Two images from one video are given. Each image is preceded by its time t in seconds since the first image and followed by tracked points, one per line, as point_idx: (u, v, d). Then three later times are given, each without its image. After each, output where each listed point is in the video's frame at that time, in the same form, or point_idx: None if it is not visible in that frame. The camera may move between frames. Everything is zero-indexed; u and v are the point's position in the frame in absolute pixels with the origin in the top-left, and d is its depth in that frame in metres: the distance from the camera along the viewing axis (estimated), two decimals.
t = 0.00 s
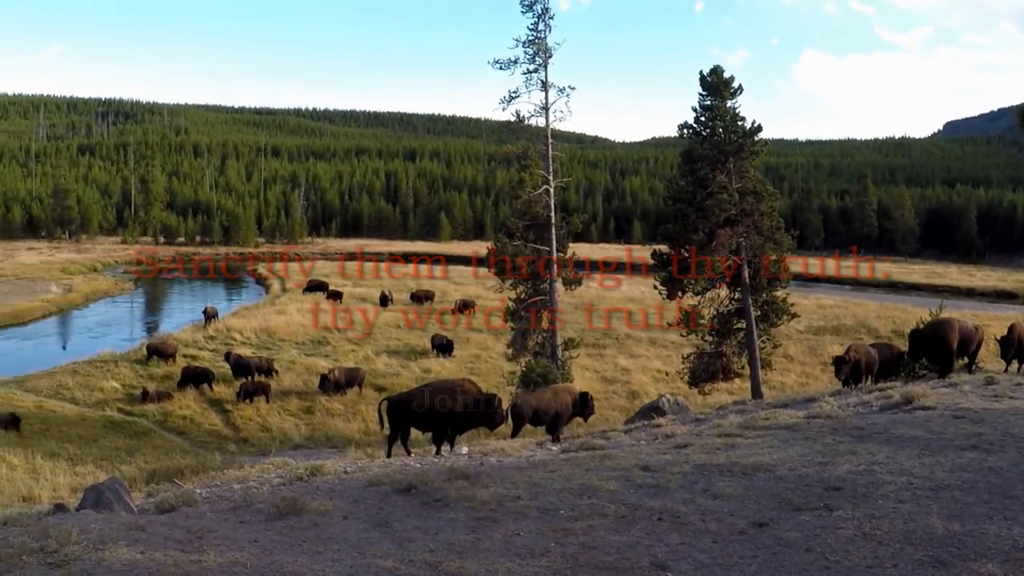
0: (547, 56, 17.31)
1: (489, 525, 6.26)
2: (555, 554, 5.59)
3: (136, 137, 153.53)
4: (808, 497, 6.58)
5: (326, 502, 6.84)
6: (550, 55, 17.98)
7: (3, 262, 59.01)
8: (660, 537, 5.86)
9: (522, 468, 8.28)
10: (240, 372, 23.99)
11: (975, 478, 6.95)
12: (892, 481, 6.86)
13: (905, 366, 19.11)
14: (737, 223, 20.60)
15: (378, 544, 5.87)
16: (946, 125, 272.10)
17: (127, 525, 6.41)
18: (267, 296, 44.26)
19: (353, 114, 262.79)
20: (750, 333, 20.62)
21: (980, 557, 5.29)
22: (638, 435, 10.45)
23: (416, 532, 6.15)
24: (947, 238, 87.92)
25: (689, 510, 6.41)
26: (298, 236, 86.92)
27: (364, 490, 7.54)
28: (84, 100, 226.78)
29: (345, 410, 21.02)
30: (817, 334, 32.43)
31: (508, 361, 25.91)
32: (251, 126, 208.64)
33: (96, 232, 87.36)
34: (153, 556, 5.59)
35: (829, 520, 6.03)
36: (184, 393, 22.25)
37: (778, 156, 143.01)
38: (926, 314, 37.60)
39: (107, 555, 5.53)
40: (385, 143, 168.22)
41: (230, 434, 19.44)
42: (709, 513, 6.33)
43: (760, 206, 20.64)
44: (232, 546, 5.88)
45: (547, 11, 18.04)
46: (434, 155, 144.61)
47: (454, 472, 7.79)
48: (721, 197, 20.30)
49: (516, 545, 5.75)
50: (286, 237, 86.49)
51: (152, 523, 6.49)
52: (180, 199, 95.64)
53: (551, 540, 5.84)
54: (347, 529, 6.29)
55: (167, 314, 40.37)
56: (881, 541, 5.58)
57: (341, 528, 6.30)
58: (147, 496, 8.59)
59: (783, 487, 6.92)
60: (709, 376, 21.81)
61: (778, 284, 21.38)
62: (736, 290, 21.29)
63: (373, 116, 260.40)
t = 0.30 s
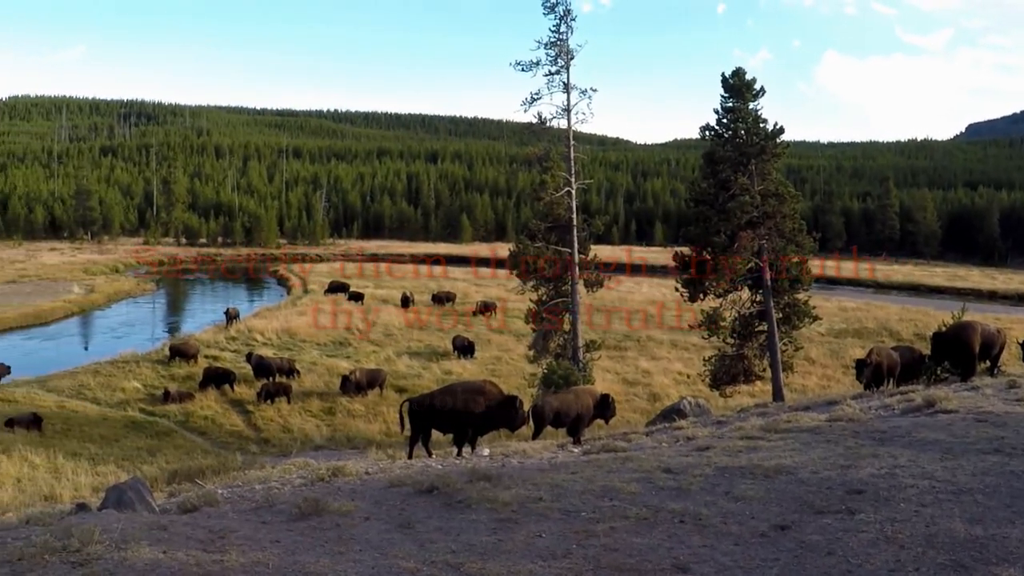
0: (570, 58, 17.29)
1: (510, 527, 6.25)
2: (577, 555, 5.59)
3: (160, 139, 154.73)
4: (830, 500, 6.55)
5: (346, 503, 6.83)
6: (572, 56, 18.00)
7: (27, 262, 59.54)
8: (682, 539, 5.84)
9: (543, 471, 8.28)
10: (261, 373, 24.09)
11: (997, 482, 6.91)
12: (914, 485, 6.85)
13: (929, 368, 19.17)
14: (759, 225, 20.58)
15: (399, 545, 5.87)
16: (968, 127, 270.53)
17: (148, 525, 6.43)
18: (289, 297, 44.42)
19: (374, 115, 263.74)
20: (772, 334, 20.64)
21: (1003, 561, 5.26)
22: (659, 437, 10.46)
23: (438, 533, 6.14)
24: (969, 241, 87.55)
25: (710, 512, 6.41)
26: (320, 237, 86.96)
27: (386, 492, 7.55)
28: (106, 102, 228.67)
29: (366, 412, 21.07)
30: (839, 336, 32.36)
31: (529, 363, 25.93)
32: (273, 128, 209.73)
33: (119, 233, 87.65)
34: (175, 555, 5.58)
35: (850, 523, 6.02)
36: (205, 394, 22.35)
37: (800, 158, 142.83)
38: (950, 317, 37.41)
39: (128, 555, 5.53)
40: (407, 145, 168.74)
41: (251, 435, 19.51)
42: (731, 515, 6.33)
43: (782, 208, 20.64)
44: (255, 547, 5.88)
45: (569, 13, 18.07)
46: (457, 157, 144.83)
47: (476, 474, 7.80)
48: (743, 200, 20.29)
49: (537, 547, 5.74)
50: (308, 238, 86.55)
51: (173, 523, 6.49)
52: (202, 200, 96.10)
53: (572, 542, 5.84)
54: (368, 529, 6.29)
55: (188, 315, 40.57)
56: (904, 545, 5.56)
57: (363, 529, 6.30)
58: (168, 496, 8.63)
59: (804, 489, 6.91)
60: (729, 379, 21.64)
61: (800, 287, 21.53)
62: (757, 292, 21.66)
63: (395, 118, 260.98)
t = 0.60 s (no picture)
0: (592, 59, 17.36)
1: (532, 528, 6.26)
2: (598, 557, 5.60)
3: (183, 139, 155.56)
4: (852, 503, 6.55)
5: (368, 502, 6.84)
6: (594, 57, 18.13)
7: (49, 262, 59.94)
8: (703, 541, 5.86)
9: (566, 472, 8.26)
10: (284, 373, 24.16)
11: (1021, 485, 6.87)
12: (936, 489, 6.82)
13: (953, 371, 19.19)
14: (781, 227, 20.61)
15: (422, 545, 5.87)
16: (990, 130, 269.33)
17: (170, 523, 6.44)
18: (310, 297, 44.56)
19: (394, 117, 264.61)
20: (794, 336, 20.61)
21: None
22: (681, 439, 10.44)
23: (460, 534, 6.14)
24: (991, 244, 87.10)
25: (732, 514, 6.42)
26: (342, 238, 87.03)
27: (409, 492, 7.56)
28: (128, 103, 230.47)
29: (387, 412, 21.09)
30: (861, 339, 32.29)
31: (551, 364, 25.94)
32: (295, 128, 210.70)
33: (141, 233, 87.92)
34: (198, 554, 5.59)
35: (874, 527, 6.01)
36: (226, 393, 22.48)
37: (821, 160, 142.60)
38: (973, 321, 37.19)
39: (151, 553, 5.55)
40: (428, 146, 169.13)
41: (273, 435, 19.49)
42: (753, 517, 6.34)
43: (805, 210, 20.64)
44: (277, 546, 5.89)
45: (591, 14, 18.20)
46: (478, 158, 145.04)
47: (498, 475, 7.81)
48: (765, 202, 20.33)
49: (560, 548, 5.74)
50: (330, 238, 86.63)
51: (195, 522, 6.51)
52: (224, 200, 96.44)
53: (595, 543, 5.84)
54: (390, 530, 6.29)
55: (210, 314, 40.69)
56: (926, 549, 5.56)
57: (385, 529, 6.30)
58: (190, 495, 8.67)
59: (826, 492, 6.91)
60: (751, 381, 21.65)
61: (822, 289, 21.31)
62: (779, 295, 21.66)
63: (415, 119, 261.56)
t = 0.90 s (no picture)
0: (616, 59, 17.35)
1: (558, 527, 6.27)
2: (624, 557, 5.61)
3: (208, 138, 156.73)
4: (878, 506, 6.53)
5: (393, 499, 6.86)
6: (619, 57, 18.17)
7: (75, 260, 60.50)
8: (728, 543, 5.87)
9: (590, 471, 8.27)
10: (308, 371, 24.29)
11: None
12: (962, 491, 6.79)
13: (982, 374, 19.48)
14: (807, 227, 20.57)
15: (447, 544, 5.88)
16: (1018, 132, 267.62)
17: (196, 520, 6.49)
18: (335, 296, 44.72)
19: (418, 116, 265.21)
20: (819, 338, 20.58)
21: None
22: (706, 440, 10.46)
23: (485, 533, 6.15)
24: (1017, 246, 86.35)
25: (757, 515, 6.44)
26: (366, 237, 87.20)
27: (434, 490, 7.60)
28: (154, 102, 233.11)
29: (412, 411, 21.11)
30: (886, 340, 32.19)
31: (575, 364, 25.96)
32: (320, 127, 211.74)
33: (166, 231, 88.62)
34: (224, 550, 5.65)
35: (898, 529, 6.01)
36: (251, 391, 22.61)
37: (846, 161, 142.15)
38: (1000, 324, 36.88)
39: (176, 550, 5.63)
40: (452, 145, 169.41)
41: (297, 433, 19.57)
42: (778, 519, 6.36)
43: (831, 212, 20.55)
44: (303, 544, 5.92)
45: (616, 14, 18.14)
46: (503, 158, 145.20)
47: (522, 474, 7.82)
48: (790, 202, 20.29)
49: (585, 548, 5.78)
50: (354, 237, 86.85)
51: (220, 519, 6.56)
52: (249, 198, 97.02)
53: (620, 543, 5.85)
54: (415, 528, 6.30)
55: (234, 313, 40.84)
56: (951, 551, 5.54)
57: (411, 528, 6.30)
58: (215, 492, 8.76)
59: (852, 494, 6.90)
60: (776, 382, 21.70)
61: (847, 290, 21.18)
62: (804, 296, 21.62)
63: (439, 117, 262.00)
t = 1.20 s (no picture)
0: (649, 58, 17.31)
1: (591, 527, 6.40)
2: (656, 557, 5.72)
3: (242, 137, 158.64)
4: (911, 509, 6.60)
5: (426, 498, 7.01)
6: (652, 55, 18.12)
7: (109, 257, 61.26)
8: (760, 544, 5.97)
9: (623, 472, 8.33)
10: (340, 369, 24.48)
11: None
12: (996, 495, 6.79)
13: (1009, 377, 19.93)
14: (840, 227, 20.57)
15: (480, 543, 6.02)
16: None
17: (228, 517, 6.64)
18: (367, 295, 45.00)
19: (448, 115, 265.98)
20: (853, 339, 20.55)
21: None
22: (739, 442, 10.47)
23: (518, 532, 6.27)
24: None
25: (791, 518, 6.53)
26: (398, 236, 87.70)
27: (467, 490, 7.79)
28: (187, 101, 236.72)
29: (443, 410, 21.18)
30: (919, 343, 31.98)
31: (606, 364, 26.01)
32: (353, 126, 213.13)
33: (199, 229, 89.74)
34: (257, 547, 5.83)
35: (932, 533, 6.04)
36: (283, 389, 22.85)
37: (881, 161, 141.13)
38: None
39: (209, 545, 5.82)
40: (484, 144, 169.69)
41: (328, 431, 19.74)
42: (812, 522, 6.44)
43: (864, 212, 20.58)
44: (336, 541, 6.06)
45: (649, 12, 18.04)
46: (535, 158, 145.57)
47: (556, 473, 7.96)
48: (824, 202, 20.29)
49: (616, 548, 5.89)
50: (386, 236, 87.33)
51: (253, 515, 6.72)
52: (281, 197, 98.01)
53: (652, 544, 5.94)
54: (448, 527, 6.47)
55: (265, 311, 41.22)
56: (985, 556, 5.57)
57: (443, 526, 6.47)
58: (248, 488, 8.98)
59: (886, 497, 6.95)
60: (808, 383, 21.62)
61: (881, 291, 21.25)
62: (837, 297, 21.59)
63: (470, 116, 262.50)
